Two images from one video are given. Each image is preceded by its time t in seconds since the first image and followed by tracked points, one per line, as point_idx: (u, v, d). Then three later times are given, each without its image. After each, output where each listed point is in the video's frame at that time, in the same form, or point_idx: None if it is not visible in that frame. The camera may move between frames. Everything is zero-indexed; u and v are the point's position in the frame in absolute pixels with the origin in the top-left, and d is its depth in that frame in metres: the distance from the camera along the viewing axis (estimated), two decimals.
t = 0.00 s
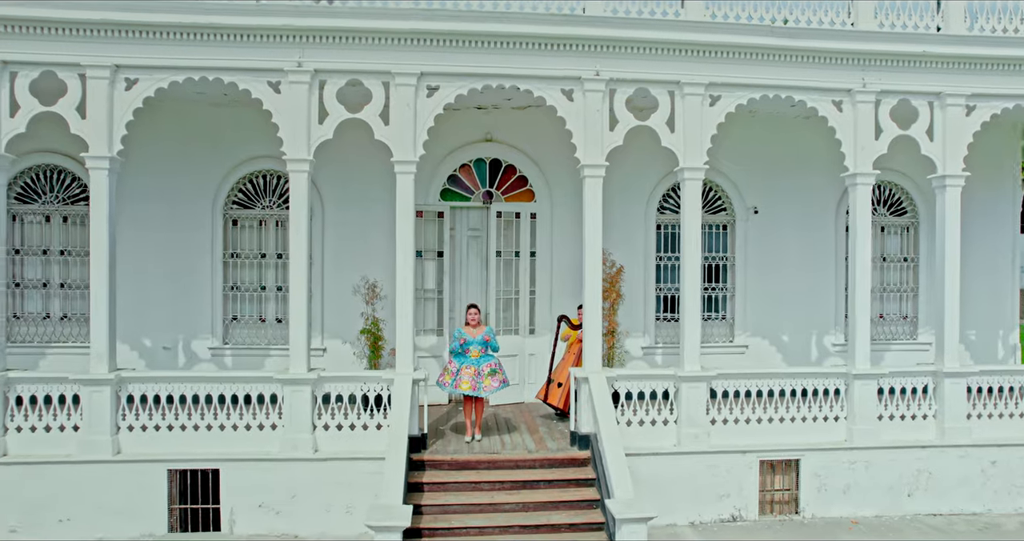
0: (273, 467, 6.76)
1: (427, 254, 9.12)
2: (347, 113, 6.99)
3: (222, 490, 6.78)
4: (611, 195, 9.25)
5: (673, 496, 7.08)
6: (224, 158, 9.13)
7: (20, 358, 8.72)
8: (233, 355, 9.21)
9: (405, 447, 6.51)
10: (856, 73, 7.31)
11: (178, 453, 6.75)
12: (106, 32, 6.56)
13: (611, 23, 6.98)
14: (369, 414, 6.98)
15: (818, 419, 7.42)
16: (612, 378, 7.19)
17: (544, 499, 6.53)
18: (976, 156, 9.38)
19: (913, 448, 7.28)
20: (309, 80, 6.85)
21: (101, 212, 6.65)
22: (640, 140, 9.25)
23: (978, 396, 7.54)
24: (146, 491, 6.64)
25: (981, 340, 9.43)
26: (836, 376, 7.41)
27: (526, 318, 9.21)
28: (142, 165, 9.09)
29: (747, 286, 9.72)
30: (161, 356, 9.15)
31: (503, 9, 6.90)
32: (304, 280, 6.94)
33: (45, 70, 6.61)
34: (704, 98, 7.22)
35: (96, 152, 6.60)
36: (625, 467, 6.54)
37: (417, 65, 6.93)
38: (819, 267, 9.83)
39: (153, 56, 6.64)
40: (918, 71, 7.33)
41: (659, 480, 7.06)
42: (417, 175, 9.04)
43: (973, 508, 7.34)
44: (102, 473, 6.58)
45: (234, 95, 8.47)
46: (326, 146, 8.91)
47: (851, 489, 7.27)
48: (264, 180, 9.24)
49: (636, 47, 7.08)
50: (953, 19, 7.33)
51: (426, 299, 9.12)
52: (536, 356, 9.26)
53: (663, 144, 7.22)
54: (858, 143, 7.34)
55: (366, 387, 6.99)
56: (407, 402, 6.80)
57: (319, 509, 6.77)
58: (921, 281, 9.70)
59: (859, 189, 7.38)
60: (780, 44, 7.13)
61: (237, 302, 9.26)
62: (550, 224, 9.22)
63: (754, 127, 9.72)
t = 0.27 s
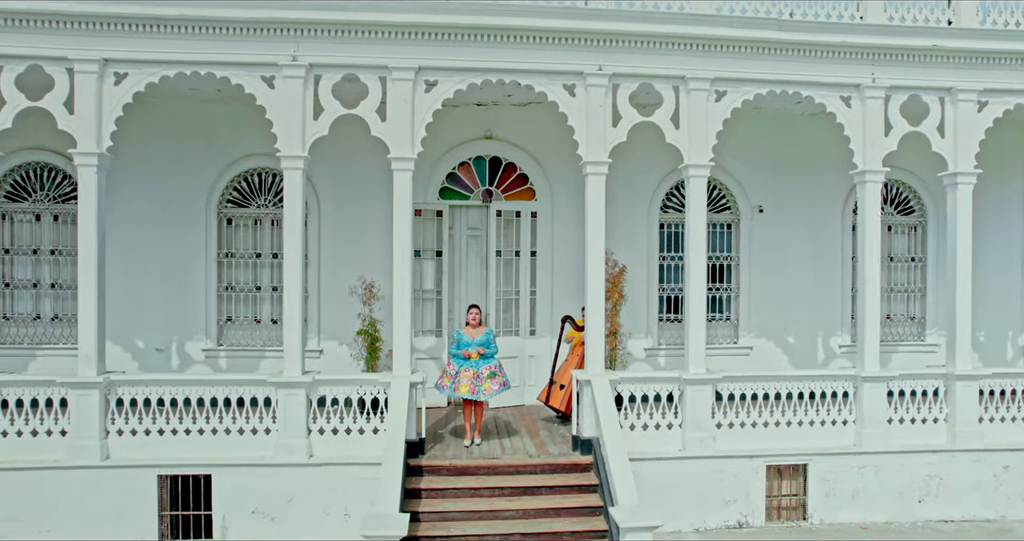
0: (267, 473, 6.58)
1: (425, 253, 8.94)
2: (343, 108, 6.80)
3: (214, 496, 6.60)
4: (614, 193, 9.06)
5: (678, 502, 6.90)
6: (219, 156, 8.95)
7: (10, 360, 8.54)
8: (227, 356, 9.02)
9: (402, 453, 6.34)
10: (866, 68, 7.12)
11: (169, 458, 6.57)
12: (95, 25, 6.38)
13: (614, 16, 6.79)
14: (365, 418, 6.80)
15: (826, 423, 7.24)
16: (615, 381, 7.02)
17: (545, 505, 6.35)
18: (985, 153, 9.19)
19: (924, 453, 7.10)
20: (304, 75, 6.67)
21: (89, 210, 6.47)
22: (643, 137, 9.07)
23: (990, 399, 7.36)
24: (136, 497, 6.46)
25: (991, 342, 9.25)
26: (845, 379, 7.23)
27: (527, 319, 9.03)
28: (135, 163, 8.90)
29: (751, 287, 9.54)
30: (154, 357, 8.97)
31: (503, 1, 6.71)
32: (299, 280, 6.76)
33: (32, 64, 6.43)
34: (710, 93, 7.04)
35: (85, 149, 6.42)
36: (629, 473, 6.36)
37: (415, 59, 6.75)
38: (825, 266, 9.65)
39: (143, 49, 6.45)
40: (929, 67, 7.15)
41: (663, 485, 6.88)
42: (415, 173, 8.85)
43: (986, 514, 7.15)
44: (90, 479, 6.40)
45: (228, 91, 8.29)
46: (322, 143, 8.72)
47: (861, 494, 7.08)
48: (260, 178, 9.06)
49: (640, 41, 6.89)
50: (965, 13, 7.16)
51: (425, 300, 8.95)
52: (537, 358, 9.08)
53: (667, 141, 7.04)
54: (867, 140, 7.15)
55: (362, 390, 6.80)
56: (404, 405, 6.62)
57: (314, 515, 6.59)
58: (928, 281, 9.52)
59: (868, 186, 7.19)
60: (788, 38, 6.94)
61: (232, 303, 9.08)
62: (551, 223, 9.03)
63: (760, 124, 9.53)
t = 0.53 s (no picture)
0: (259, 479, 6.38)
1: (423, 253, 8.73)
2: (338, 103, 6.60)
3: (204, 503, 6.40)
4: (616, 191, 8.86)
5: (682, 509, 6.71)
6: (212, 153, 8.75)
7: None
8: (221, 358, 8.82)
9: (398, 458, 6.18)
10: (876, 62, 6.92)
11: (158, 464, 6.36)
12: (81, 17, 6.17)
13: (617, 8, 6.58)
14: (361, 422, 6.59)
15: (835, 427, 7.04)
16: (617, 384, 6.81)
17: (546, 513, 6.15)
18: (995, 151, 8.99)
19: (935, 458, 6.90)
20: (297, 69, 6.47)
21: (75, 208, 6.26)
22: (645, 134, 8.87)
23: (1003, 403, 7.16)
24: (124, 504, 6.26)
25: (1001, 344, 9.05)
26: (854, 381, 7.02)
27: (527, 320, 8.83)
28: (126, 160, 8.69)
29: (756, 288, 9.34)
30: (146, 359, 8.76)
31: None
32: (292, 280, 6.55)
33: (16, 57, 6.23)
34: (715, 88, 6.84)
35: (70, 145, 6.21)
36: (633, 480, 6.17)
37: (412, 53, 6.55)
38: (832, 266, 9.44)
39: (131, 41, 6.25)
40: (940, 61, 6.94)
41: (667, 491, 6.69)
42: (413, 171, 8.65)
43: (1000, 521, 6.95)
44: (76, 486, 6.19)
45: (220, 86, 8.09)
46: (317, 139, 8.53)
47: (871, 500, 6.89)
48: (254, 176, 8.85)
49: (643, 34, 6.68)
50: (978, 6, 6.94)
51: (423, 300, 8.74)
52: (537, 360, 8.88)
53: (671, 137, 6.85)
54: (877, 137, 6.94)
55: (357, 393, 6.60)
56: (401, 409, 6.43)
57: (308, 522, 6.39)
58: (937, 281, 9.32)
59: (878, 184, 6.98)
60: (795, 31, 6.74)
61: (225, 303, 8.88)
62: (552, 221, 8.83)
63: (766, 121, 9.34)
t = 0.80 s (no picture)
0: (249, 486, 6.16)
1: (420, 252, 8.51)
2: (331, 97, 6.39)
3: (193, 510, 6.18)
4: (618, 188, 8.65)
5: (688, 516, 6.50)
6: (204, 149, 8.53)
7: None
8: (213, 361, 8.60)
9: (394, 464, 5.96)
10: (887, 54, 6.70)
11: (145, 470, 6.15)
12: (65, 7, 5.96)
13: None
14: (355, 427, 6.38)
15: (845, 431, 6.82)
16: (621, 388, 6.60)
17: (547, 522, 5.94)
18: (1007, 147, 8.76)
19: (949, 463, 6.69)
20: (289, 61, 6.25)
21: (59, 204, 6.05)
22: (649, 130, 8.66)
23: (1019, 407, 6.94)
24: (110, 511, 6.05)
25: (1012, 345, 8.83)
26: (865, 384, 6.80)
27: (527, 320, 8.62)
28: (115, 157, 8.47)
29: (762, 288, 9.13)
30: (136, 361, 8.55)
31: None
32: (284, 280, 6.33)
33: None
34: (721, 81, 6.63)
35: (53, 140, 5.99)
36: (638, 487, 5.96)
37: (408, 45, 6.33)
38: (839, 265, 9.23)
39: (117, 33, 6.04)
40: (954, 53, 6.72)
41: (671, 498, 6.49)
42: (410, 168, 8.43)
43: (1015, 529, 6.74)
44: (60, 493, 5.98)
45: (212, 81, 7.88)
46: (311, 135, 8.32)
47: (882, 507, 6.68)
48: (247, 173, 8.64)
49: (647, 25, 6.46)
50: None
51: (420, 300, 8.52)
52: (537, 362, 8.67)
53: (676, 132, 6.63)
54: (888, 132, 6.71)
55: (352, 397, 6.39)
56: (397, 414, 6.21)
57: (300, 530, 6.18)
58: (947, 281, 9.11)
59: (889, 180, 6.75)
60: (805, 22, 6.51)
61: (218, 304, 8.67)
62: (553, 220, 8.62)
63: (772, 117, 9.13)
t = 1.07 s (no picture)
0: (239, 491, 5.95)
1: (417, 248, 8.28)
2: (323, 88, 6.16)
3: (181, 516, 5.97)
4: (621, 182, 8.42)
5: (692, 521, 6.30)
6: (194, 143, 8.30)
7: None
8: (205, 360, 8.38)
9: (388, 469, 5.74)
10: (900, 44, 6.46)
11: (131, 475, 5.93)
12: None
13: None
14: (349, 430, 6.16)
15: (855, 434, 6.61)
16: (624, 389, 6.38)
17: (547, 528, 5.73)
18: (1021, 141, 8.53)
19: (962, 467, 6.48)
20: (280, 51, 6.03)
21: (40, 199, 5.83)
22: (652, 123, 8.43)
23: None
24: (94, 517, 5.84)
25: None
26: (876, 385, 6.58)
27: (527, 319, 8.40)
28: (103, 151, 8.24)
29: (767, 286, 8.91)
30: (126, 361, 8.33)
31: None
32: (275, 277, 6.11)
33: None
34: (728, 72, 6.41)
35: (34, 132, 5.77)
36: (642, 492, 5.74)
37: (403, 33, 6.10)
38: (847, 262, 9.01)
39: (99, 21, 5.81)
40: (969, 42, 6.48)
41: (675, 503, 6.28)
42: (407, 163, 8.20)
43: None
44: (41, 499, 5.77)
45: (202, 73, 7.65)
46: (305, 129, 8.09)
47: (892, 512, 6.47)
48: (240, 168, 8.41)
49: (652, 13, 6.22)
50: None
51: (417, 299, 8.30)
52: (537, 361, 8.45)
53: (681, 124, 6.41)
54: (901, 124, 6.48)
55: (345, 399, 6.17)
56: (392, 416, 6.00)
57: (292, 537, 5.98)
58: (957, 278, 8.89)
59: (902, 174, 6.52)
60: (815, 10, 6.27)
61: (210, 302, 8.45)
62: (553, 216, 8.40)
63: (779, 110, 8.90)
